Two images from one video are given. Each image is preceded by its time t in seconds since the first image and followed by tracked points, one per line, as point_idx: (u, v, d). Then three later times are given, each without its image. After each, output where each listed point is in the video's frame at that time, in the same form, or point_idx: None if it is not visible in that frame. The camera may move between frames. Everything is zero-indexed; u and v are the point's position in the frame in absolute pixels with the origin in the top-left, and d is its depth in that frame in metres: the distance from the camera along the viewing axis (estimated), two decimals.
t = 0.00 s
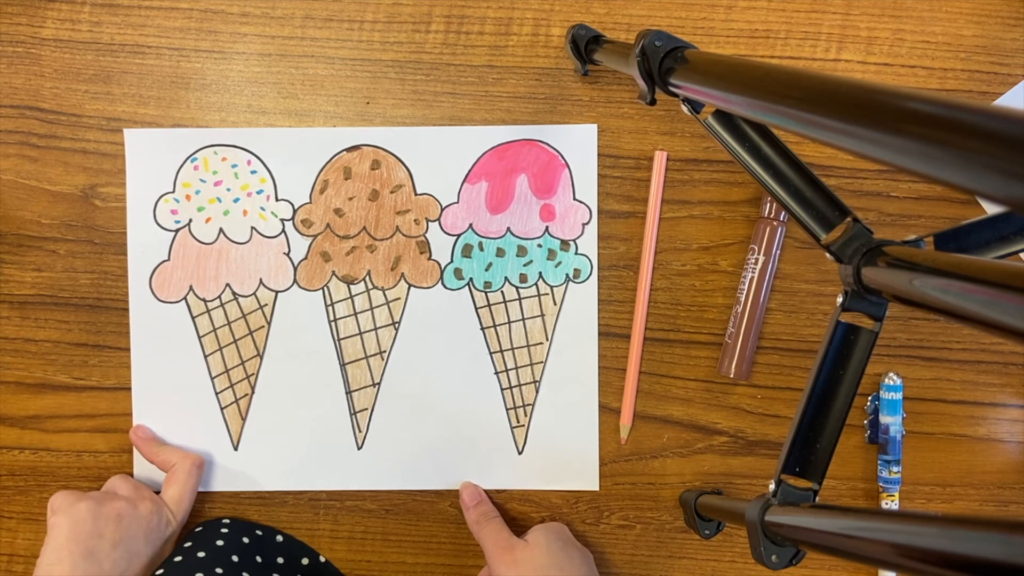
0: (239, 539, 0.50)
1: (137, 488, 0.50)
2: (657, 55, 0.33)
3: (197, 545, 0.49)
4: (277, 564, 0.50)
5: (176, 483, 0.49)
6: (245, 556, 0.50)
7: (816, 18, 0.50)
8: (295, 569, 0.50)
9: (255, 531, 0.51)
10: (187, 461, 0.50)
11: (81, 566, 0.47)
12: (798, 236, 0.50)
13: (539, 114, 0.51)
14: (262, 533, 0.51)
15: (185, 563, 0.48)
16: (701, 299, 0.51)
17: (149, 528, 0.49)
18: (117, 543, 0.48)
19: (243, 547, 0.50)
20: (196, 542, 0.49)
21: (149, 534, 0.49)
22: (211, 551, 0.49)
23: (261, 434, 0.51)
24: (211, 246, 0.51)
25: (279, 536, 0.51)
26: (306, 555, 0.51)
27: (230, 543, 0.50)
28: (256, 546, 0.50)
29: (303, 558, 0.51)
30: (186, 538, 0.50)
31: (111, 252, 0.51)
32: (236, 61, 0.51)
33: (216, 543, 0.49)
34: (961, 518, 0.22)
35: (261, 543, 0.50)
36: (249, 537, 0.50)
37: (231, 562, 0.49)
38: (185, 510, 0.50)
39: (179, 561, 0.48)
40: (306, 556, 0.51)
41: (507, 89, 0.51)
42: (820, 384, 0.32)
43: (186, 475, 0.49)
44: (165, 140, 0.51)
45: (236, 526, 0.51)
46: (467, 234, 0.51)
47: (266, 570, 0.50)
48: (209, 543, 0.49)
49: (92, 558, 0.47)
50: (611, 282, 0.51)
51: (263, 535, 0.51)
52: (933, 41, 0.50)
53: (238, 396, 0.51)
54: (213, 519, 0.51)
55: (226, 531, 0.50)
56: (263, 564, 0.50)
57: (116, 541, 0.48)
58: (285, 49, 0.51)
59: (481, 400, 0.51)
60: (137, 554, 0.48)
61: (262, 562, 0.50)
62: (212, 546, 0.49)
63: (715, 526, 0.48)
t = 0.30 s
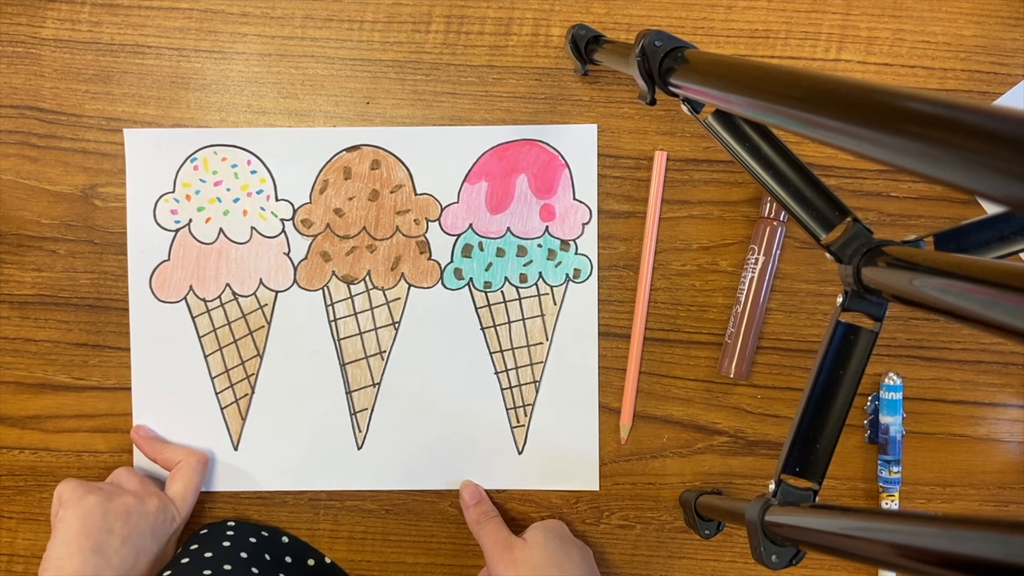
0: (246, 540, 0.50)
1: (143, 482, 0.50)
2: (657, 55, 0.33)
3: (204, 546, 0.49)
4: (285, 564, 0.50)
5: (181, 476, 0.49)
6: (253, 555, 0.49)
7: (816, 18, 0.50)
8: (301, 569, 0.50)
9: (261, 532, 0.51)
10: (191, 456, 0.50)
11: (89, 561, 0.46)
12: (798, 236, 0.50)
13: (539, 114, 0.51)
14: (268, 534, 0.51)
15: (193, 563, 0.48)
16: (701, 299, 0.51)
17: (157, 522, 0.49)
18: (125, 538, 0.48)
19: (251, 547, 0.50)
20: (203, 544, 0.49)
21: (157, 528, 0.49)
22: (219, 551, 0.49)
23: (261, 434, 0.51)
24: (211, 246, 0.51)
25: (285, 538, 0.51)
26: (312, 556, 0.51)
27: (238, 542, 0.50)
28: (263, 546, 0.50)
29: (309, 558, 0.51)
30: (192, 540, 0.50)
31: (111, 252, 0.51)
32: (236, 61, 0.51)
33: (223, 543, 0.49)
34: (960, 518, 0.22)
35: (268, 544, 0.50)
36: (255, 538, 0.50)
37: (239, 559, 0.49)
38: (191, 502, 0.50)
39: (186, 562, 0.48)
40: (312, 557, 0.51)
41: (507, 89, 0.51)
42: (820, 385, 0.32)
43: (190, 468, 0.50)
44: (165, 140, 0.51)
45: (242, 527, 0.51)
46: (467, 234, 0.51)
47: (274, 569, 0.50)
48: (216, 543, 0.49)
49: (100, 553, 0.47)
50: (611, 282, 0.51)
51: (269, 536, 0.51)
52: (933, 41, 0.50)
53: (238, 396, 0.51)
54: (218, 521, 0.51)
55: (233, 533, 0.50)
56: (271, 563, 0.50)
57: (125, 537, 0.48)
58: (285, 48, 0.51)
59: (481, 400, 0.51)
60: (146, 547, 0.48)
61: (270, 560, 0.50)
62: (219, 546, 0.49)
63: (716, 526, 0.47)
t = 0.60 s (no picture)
0: (268, 541, 0.50)
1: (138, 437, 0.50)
2: (657, 55, 0.33)
3: (228, 543, 0.49)
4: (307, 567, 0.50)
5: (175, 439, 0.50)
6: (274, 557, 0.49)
7: (816, 18, 0.50)
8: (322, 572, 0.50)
9: (283, 534, 0.50)
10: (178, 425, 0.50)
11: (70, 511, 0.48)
12: (798, 236, 0.50)
13: (539, 114, 0.51)
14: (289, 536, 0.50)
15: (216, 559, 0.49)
16: (701, 299, 0.51)
17: (139, 482, 0.49)
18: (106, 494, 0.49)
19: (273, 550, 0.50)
20: (226, 540, 0.49)
21: (141, 488, 0.49)
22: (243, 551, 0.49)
23: (261, 434, 0.51)
24: (211, 246, 0.51)
25: (306, 541, 0.51)
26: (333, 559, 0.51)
27: (261, 544, 0.50)
28: (285, 548, 0.50)
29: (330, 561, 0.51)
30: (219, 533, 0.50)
31: (111, 252, 0.51)
32: (235, 61, 0.51)
33: (246, 543, 0.50)
34: (960, 518, 0.22)
35: (290, 546, 0.50)
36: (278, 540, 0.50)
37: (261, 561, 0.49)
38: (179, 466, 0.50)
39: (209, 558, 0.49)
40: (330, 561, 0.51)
41: (507, 89, 0.51)
42: (820, 384, 0.32)
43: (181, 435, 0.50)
44: (165, 140, 0.51)
45: (264, 527, 0.50)
46: (466, 234, 0.51)
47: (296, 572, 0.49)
48: (239, 541, 0.49)
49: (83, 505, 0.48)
50: (611, 282, 0.51)
51: (291, 538, 0.50)
52: (933, 41, 0.50)
53: (238, 396, 0.51)
54: (244, 515, 0.51)
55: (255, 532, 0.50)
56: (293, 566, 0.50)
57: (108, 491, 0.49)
58: (284, 48, 0.51)
59: (481, 400, 0.51)
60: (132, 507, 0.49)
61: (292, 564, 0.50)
62: (242, 546, 0.49)
63: (715, 526, 0.47)
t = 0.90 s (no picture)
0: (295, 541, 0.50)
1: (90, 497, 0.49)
2: (657, 55, 0.33)
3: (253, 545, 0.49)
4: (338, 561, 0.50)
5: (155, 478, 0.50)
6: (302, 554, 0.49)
7: (816, 18, 0.50)
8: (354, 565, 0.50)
9: (310, 531, 0.50)
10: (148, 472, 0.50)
11: None
12: (798, 236, 0.50)
13: (539, 114, 0.51)
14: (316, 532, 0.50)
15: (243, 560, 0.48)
16: (701, 299, 0.51)
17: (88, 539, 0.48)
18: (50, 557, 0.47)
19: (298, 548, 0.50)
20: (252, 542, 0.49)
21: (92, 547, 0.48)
22: (268, 552, 0.49)
23: (261, 434, 0.51)
24: (211, 246, 0.51)
25: (335, 535, 0.51)
26: (364, 553, 0.51)
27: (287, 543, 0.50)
28: (313, 545, 0.50)
29: (361, 556, 0.50)
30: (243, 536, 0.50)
31: (111, 252, 0.51)
32: (235, 61, 0.51)
33: (273, 544, 0.50)
34: (962, 518, 0.22)
35: (318, 542, 0.50)
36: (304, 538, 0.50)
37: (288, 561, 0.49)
38: (153, 509, 0.49)
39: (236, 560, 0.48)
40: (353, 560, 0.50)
41: (507, 89, 0.51)
42: (820, 384, 0.32)
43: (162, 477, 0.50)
44: (164, 140, 0.51)
45: (290, 527, 0.50)
46: (466, 234, 0.51)
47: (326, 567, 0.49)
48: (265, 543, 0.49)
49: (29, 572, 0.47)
50: (611, 282, 0.51)
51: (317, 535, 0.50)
52: (933, 41, 0.50)
53: (238, 396, 0.51)
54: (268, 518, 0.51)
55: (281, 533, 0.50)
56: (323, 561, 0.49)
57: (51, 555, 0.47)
58: (284, 48, 0.51)
59: (482, 400, 0.51)
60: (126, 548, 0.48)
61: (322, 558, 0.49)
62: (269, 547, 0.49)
63: (715, 526, 0.47)
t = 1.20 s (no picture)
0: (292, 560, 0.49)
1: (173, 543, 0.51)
2: (657, 55, 0.33)
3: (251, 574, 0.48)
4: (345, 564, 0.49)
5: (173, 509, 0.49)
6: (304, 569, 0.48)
7: (816, 18, 0.50)
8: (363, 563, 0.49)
9: (318, 533, 0.50)
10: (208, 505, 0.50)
11: None
12: (798, 236, 0.50)
13: (539, 114, 0.51)
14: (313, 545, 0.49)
15: None
16: (701, 299, 0.51)
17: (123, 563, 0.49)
18: None
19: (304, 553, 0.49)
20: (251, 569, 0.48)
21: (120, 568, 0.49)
22: (273, 562, 0.48)
23: (261, 434, 0.51)
24: (211, 246, 0.51)
25: (343, 533, 0.50)
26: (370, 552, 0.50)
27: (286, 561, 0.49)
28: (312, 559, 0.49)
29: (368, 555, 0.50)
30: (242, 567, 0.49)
31: (111, 252, 0.51)
32: (236, 61, 0.51)
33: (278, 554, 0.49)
34: (961, 518, 0.22)
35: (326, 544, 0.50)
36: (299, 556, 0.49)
37: None
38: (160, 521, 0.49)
39: None
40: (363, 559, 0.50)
41: (508, 89, 0.51)
42: (819, 384, 0.32)
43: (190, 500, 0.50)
44: (165, 140, 0.51)
45: (296, 536, 0.50)
46: (466, 234, 0.51)
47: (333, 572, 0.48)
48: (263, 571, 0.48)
49: None
50: (611, 282, 0.51)
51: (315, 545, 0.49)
52: (933, 41, 0.50)
53: (238, 396, 0.51)
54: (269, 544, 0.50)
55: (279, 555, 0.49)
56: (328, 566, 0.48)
57: None
58: (285, 49, 0.51)
59: (482, 400, 0.51)
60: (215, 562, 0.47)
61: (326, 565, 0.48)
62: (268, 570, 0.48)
63: (715, 526, 0.47)
